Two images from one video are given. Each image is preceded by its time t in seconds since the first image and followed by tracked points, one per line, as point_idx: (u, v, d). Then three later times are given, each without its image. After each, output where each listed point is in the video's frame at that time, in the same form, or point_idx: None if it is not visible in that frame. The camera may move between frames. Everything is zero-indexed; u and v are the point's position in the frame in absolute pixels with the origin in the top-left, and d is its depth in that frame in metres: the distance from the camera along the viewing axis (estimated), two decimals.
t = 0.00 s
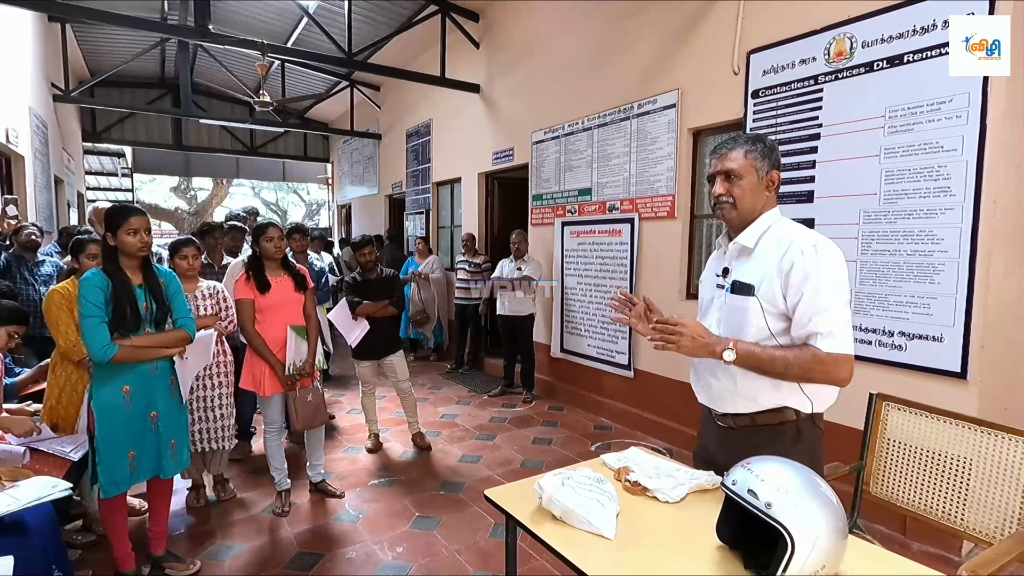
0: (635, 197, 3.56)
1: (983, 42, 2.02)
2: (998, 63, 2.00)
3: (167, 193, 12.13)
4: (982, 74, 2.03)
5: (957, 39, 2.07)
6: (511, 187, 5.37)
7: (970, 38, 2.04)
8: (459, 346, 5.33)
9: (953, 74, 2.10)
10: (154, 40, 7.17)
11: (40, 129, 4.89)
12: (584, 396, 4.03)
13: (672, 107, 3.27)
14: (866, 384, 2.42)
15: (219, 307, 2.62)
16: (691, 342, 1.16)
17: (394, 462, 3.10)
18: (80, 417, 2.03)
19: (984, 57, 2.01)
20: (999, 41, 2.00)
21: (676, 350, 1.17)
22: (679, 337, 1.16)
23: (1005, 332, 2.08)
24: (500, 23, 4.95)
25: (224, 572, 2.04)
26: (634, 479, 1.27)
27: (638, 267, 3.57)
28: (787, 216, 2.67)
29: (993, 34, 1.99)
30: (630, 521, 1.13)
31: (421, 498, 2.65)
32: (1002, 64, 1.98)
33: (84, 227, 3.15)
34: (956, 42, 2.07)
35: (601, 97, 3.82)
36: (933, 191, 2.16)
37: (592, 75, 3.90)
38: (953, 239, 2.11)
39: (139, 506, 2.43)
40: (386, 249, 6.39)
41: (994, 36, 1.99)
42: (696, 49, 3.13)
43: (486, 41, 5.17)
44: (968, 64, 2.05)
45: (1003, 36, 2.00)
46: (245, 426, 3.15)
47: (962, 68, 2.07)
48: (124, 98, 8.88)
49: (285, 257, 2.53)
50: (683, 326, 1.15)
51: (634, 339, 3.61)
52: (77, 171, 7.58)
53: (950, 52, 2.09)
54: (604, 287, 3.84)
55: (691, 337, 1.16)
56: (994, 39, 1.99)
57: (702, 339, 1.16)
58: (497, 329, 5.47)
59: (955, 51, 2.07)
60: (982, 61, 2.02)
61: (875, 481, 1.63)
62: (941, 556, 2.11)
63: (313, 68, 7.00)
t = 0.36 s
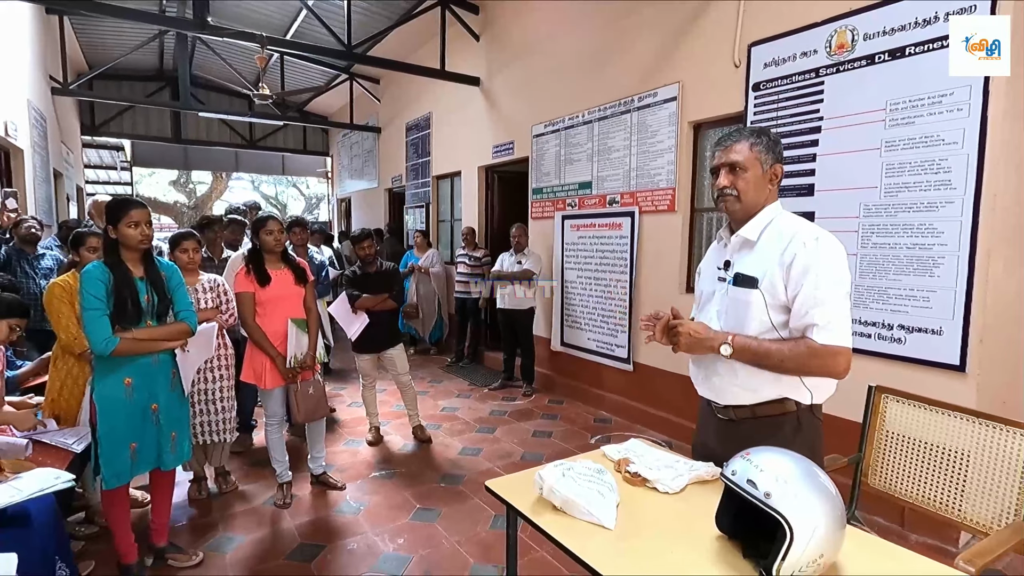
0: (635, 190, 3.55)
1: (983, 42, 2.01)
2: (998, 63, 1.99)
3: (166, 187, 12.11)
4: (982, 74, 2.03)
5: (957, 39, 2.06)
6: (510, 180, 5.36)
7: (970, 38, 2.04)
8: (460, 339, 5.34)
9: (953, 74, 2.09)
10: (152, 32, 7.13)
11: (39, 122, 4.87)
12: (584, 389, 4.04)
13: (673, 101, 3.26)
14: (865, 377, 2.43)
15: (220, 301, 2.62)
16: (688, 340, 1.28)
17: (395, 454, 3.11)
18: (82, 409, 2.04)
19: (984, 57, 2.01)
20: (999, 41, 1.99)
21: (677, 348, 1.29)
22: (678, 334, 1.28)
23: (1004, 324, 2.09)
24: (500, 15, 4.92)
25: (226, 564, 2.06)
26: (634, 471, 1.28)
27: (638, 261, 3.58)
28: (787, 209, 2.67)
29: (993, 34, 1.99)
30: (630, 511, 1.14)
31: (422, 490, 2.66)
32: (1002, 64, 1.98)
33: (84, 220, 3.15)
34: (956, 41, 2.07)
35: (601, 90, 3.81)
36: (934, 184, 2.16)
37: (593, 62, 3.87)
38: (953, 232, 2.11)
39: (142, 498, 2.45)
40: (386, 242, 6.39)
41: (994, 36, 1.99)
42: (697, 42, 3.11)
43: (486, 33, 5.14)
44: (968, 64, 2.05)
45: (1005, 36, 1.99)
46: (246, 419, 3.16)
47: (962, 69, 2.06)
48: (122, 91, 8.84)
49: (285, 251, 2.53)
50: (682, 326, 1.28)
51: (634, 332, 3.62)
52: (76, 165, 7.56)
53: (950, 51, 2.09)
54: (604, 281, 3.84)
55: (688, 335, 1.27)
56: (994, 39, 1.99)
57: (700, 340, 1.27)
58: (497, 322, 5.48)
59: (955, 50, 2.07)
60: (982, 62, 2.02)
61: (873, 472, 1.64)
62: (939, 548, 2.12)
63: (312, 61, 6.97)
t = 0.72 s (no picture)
0: (637, 193, 3.56)
1: (983, 42, 2.02)
2: (998, 63, 2.00)
3: (168, 190, 12.14)
4: (982, 74, 2.03)
5: (957, 39, 2.07)
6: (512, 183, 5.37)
7: (969, 38, 2.04)
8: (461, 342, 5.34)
9: (953, 74, 2.10)
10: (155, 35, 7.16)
11: (42, 126, 4.89)
12: (585, 391, 4.04)
13: (674, 103, 3.27)
14: (867, 379, 2.42)
15: (222, 303, 2.63)
16: (691, 344, 1.27)
17: (397, 457, 3.11)
18: (85, 411, 2.05)
19: (985, 57, 2.02)
20: (999, 41, 2.00)
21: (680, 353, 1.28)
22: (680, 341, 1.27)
23: (1006, 326, 2.09)
24: (502, 18, 4.93)
25: (228, 565, 2.06)
26: (636, 473, 1.28)
27: (640, 263, 3.58)
28: (789, 211, 2.67)
29: (993, 34, 2.00)
30: (632, 513, 1.14)
31: (424, 492, 2.66)
32: (1002, 64, 1.99)
33: (87, 223, 3.16)
34: (956, 41, 2.07)
35: (603, 93, 3.82)
36: (936, 187, 2.16)
37: (595, 65, 3.88)
38: (955, 234, 2.11)
39: (144, 500, 2.45)
40: (387, 245, 6.39)
41: (994, 36, 1.99)
42: (698, 44, 3.12)
43: (487, 36, 5.15)
44: (968, 64, 2.05)
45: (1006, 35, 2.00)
46: (248, 421, 3.17)
47: (962, 69, 2.07)
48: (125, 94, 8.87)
49: (287, 253, 2.54)
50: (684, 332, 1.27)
51: (635, 334, 3.62)
52: (79, 168, 7.58)
53: (950, 51, 2.10)
54: (605, 283, 3.84)
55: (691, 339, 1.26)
56: (994, 39, 2.00)
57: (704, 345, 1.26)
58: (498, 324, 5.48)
59: (955, 51, 2.07)
60: (982, 61, 2.02)
61: (876, 475, 1.64)
62: (942, 551, 2.11)
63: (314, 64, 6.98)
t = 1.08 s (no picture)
0: (639, 193, 3.55)
1: (983, 42, 2.02)
2: (998, 63, 2.00)
3: (170, 190, 12.17)
4: (982, 74, 2.03)
5: (957, 39, 2.07)
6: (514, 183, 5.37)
7: (969, 38, 2.04)
8: (462, 342, 5.34)
9: (953, 74, 2.10)
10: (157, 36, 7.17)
11: (45, 126, 4.90)
12: (587, 391, 4.04)
13: (675, 103, 3.27)
14: (869, 379, 2.42)
15: (224, 303, 2.64)
16: (691, 349, 1.26)
17: (398, 457, 3.11)
18: (87, 411, 2.06)
19: (984, 57, 2.03)
20: (999, 41, 2.00)
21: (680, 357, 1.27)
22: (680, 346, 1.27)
23: (1008, 326, 2.08)
24: (503, 18, 4.93)
25: (230, 565, 2.06)
26: (637, 473, 1.28)
27: (641, 263, 3.57)
28: (791, 211, 2.66)
29: (993, 34, 2.00)
30: (633, 513, 1.14)
31: (425, 492, 2.66)
32: (1002, 64, 1.99)
33: (89, 223, 3.17)
34: (956, 41, 2.08)
35: (604, 92, 3.82)
36: (938, 186, 2.15)
37: (596, 65, 3.88)
38: (958, 234, 2.10)
39: (146, 499, 2.45)
40: (389, 245, 6.39)
41: (994, 36, 2.00)
42: (700, 44, 3.11)
43: (489, 36, 5.15)
44: (968, 64, 2.06)
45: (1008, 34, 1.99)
46: (250, 421, 3.17)
47: (962, 69, 2.07)
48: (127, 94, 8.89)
49: (288, 253, 2.54)
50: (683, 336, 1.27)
51: (636, 334, 3.62)
52: (81, 168, 7.60)
53: (950, 51, 2.10)
54: (607, 283, 3.84)
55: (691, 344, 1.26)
56: (994, 39, 2.00)
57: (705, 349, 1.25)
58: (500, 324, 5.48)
59: (955, 51, 2.08)
60: (982, 62, 2.03)
61: (878, 475, 1.63)
62: (944, 552, 2.11)
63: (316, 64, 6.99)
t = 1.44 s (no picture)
0: (641, 197, 3.55)
1: (983, 42, 2.04)
2: (998, 63, 2.02)
3: (175, 194, 12.23)
4: (983, 74, 2.05)
5: (957, 39, 2.09)
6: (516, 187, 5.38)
7: (970, 38, 2.06)
8: (465, 345, 5.34)
9: (953, 73, 2.11)
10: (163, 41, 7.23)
11: (51, 130, 4.93)
12: (589, 395, 4.04)
13: (678, 107, 3.27)
14: (873, 383, 2.41)
15: (228, 306, 2.65)
16: (697, 363, 1.19)
17: (400, 460, 3.11)
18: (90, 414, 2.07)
19: (984, 57, 2.04)
20: (999, 41, 2.02)
21: (686, 373, 1.20)
22: (683, 359, 1.20)
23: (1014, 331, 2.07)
24: (506, 22, 4.95)
25: (232, 568, 2.06)
26: (640, 477, 1.28)
27: (644, 266, 3.57)
28: (794, 214, 2.66)
29: (993, 34, 2.02)
30: (635, 517, 1.14)
31: (427, 496, 2.66)
32: (1002, 64, 2.01)
33: (95, 226, 3.18)
34: (956, 42, 2.09)
35: (607, 96, 3.82)
36: (942, 189, 2.15)
37: (599, 69, 3.89)
38: (962, 238, 2.10)
39: (149, 502, 2.46)
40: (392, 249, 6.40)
41: (994, 36, 2.02)
42: (702, 47, 3.12)
43: (492, 40, 5.17)
44: (968, 64, 2.07)
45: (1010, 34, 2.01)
46: (253, 424, 3.17)
47: (962, 69, 2.08)
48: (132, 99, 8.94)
49: (292, 257, 2.55)
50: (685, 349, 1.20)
51: (639, 338, 3.61)
52: (87, 172, 7.64)
53: (950, 51, 2.11)
54: (609, 287, 3.84)
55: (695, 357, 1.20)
56: (994, 38, 2.02)
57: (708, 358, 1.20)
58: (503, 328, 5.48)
59: (955, 51, 2.09)
60: (982, 61, 2.05)
61: (882, 480, 1.62)
62: (949, 557, 2.09)
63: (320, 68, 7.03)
